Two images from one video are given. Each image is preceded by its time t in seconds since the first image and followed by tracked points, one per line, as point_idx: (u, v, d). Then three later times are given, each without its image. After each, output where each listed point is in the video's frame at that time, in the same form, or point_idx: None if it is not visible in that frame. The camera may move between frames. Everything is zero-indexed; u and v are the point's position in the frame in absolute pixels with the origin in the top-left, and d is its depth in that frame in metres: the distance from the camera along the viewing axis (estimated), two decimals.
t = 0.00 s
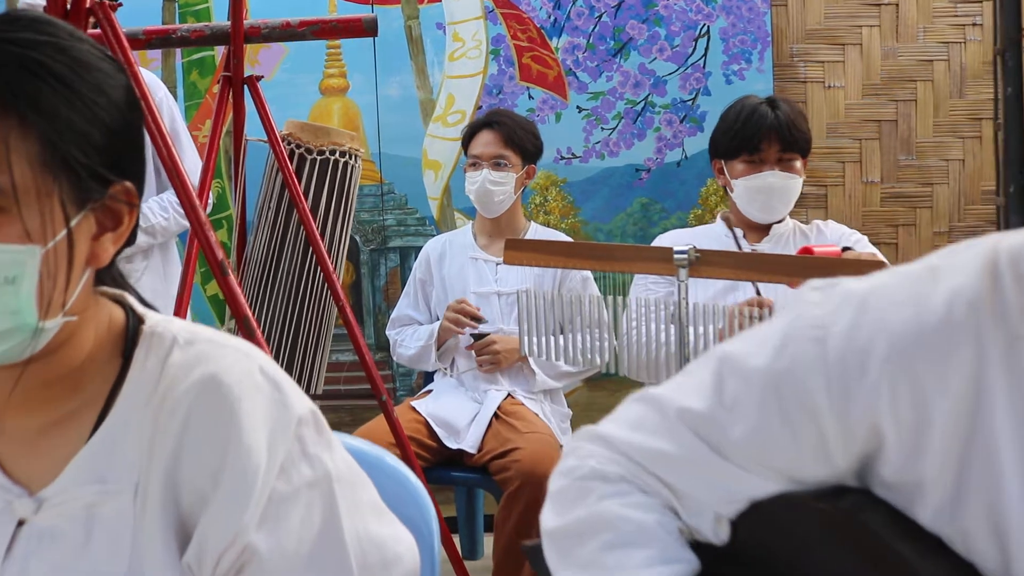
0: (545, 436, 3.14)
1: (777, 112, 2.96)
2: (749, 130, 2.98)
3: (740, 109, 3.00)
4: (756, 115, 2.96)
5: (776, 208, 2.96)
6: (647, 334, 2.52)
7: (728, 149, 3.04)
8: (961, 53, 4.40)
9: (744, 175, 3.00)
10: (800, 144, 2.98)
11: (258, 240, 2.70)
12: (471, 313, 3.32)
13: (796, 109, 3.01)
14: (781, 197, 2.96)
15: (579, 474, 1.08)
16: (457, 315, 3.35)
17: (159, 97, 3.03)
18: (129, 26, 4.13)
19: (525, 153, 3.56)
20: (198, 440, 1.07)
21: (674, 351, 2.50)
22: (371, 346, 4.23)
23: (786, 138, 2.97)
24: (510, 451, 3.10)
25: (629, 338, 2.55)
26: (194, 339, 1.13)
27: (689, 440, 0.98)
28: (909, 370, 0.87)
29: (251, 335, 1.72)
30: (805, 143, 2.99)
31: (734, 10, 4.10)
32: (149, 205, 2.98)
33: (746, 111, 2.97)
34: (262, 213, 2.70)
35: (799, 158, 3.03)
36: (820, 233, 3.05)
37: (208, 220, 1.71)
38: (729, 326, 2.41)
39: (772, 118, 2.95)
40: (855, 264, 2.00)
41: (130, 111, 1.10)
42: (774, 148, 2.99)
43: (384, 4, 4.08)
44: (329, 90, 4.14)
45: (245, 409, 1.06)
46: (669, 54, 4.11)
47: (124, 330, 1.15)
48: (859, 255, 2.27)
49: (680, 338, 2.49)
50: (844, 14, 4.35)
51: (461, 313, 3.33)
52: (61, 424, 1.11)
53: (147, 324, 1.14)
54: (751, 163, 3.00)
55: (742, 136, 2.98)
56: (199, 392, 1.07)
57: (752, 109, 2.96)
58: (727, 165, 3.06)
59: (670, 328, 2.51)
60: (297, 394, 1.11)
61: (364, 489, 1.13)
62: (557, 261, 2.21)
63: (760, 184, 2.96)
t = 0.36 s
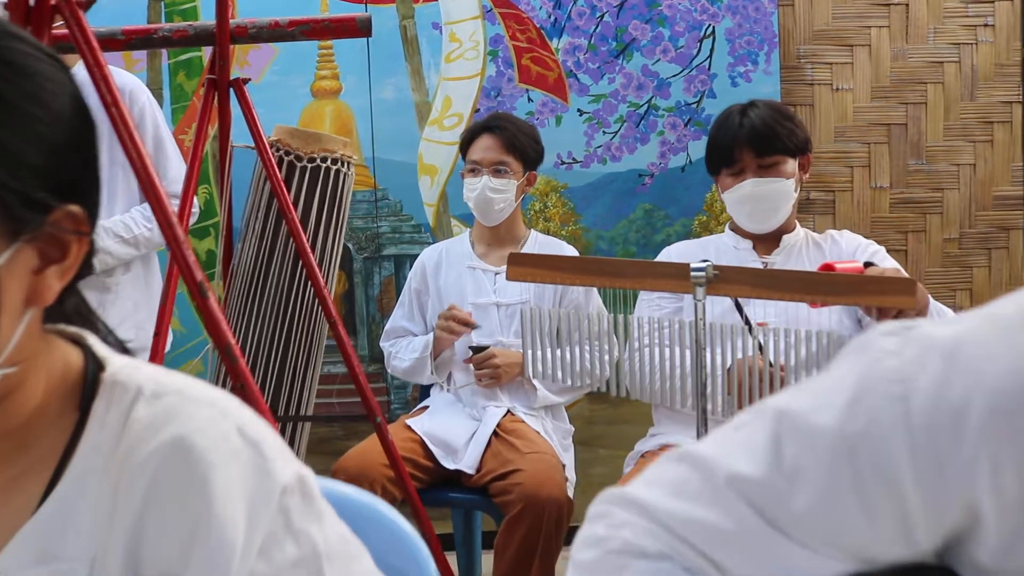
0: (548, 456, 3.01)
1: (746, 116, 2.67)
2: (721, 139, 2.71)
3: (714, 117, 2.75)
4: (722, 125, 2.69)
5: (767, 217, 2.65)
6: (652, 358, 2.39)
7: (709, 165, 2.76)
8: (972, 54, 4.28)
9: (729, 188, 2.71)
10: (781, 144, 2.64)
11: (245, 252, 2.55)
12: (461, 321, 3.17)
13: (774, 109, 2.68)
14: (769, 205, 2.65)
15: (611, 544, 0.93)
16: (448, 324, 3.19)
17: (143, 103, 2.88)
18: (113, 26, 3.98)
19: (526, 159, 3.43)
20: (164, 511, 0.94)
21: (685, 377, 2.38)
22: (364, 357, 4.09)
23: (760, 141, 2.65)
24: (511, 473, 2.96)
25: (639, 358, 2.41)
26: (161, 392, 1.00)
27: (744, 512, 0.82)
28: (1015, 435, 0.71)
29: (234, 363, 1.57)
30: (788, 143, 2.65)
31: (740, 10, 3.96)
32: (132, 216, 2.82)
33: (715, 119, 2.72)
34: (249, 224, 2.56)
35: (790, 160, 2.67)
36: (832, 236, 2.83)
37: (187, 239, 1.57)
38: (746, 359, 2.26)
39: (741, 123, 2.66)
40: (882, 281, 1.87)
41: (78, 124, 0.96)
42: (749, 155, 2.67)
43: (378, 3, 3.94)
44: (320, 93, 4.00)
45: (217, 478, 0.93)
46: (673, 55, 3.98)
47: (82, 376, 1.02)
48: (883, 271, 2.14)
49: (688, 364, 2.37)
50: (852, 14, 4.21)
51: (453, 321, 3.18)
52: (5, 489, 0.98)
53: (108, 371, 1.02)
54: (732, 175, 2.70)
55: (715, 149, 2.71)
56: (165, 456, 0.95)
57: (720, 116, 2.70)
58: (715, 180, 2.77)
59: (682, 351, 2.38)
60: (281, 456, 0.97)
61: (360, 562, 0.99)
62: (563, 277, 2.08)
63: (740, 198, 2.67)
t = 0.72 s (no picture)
0: (547, 477, 2.85)
1: (738, 121, 2.51)
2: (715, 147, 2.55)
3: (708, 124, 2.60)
4: (714, 133, 2.54)
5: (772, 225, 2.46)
6: (658, 374, 2.22)
7: (709, 178, 2.60)
8: (984, 53, 4.12)
9: (729, 200, 2.53)
10: (780, 146, 2.47)
11: (224, 263, 2.39)
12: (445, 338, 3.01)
13: (768, 110, 2.52)
14: (772, 210, 2.46)
15: None
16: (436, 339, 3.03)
17: (116, 103, 2.76)
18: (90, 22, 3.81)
19: (523, 162, 3.26)
20: None
21: (692, 394, 2.21)
22: (354, 368, 3.92)
23: (756, 146, 2.48)
24: (508, 496, 2.80)
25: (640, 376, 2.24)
26: (88, 455, 0.82)
27: None
28: None
29: (198, 393, 1.42)
30: (787, 144, 2.47)
31: (745, 6, 3.80)
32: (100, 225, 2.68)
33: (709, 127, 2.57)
34: (227, 232, 2.40)
35: (792, 161, 2.49)
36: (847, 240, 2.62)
37: (146, 255, 1.42)
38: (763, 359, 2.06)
39: (734, 128, 2.50)
40: (912, 298, 1.72)
41: None
42: (747, 161, 2.50)
43: None
44: (307, 93, 3.84)
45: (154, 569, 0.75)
46: (676, 53, 3.82)
47: None
48: (909, 285, 1.99)
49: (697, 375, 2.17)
50: (860, 11, 4.04)
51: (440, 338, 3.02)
52: None
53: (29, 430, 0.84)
54: (732, 184, 2.53)
55: (710, 160, 2.55)
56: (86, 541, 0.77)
57: (713, 123, 2.56)
58: (717, 192, 2.60)
59: (693, 364, 2.16)
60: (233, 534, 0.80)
61: None
62: (561, 292, 1.91)
63: (740, 208, 2.49)
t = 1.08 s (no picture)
0: (542, 505, 2.69)
1: (745, 127, 2.36)
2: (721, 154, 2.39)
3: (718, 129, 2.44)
4: (720, 139, 2.39)
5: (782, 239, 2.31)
6: (661, 394, 2.02)
7: (712, 186, 2.44)
8: (993, 55, 3.97)
9: (734, 210, 2.37)
10: (788, 153, 2.31)
11: (195, 279, 2.23)
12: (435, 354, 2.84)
13: (777, 117, 2.37)
14: (780, 222, 2.30)
15: None
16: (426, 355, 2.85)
17: (80, 107, 2.61)
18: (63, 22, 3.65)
19: (515, 169, 3.11)
20: None
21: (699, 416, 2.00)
22: (340, 383, 3.77)
23: (764, 152, 2.31)
24: (499, 526, 2.65)
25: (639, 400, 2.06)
26: None
27: None
28: None
29: (146, 435, 1.27)
30: (796, 152, 2.31)
31: (746, 6, 3.65)
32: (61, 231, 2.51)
33: (718, 131, 2.42)
34: (196, 248, 2.24)
35: (801, 171, 2.33)
36: (858, 252, 2.46)
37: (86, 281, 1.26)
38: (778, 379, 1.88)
39: (744, 134, 2.35)
40: (938, 323, 1.58)
41: None
42: (753, 169, 2.34)
43: None
44: (291, 95, 3.68)
45: None
46: (675, 55, 3.67)
47: None
48: (932, 308, 1.84)
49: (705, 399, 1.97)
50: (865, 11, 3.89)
51: (431, 352, 2.84)
52: None
53: None
54: (738, 195, 2.37)
55: (714, 166, 2.39)
56: None
57: (723, 127, 2.41)
58: (720, 202, 2.44)
59: (702, 385, 1.97)
60: None
61: None
62: (555, 317, 1.75)
63: (746, 219, 2.33)
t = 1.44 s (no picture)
0: (536, 536, 2.56)
1: (778, 132, 2.22)
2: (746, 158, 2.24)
3: (742, 131, 2.29)
4: (751, 141, 2.24)
5: (801, 253, 2.18)
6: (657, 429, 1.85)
7: (731, 191, 2.30)
8: (1000, 59, 3.54)
9: (752, 217, 2.24)
10: (819, 165, 2.18)
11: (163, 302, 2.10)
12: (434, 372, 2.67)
13: (811, 125, 2.24)
14: (802, 238, 2.16)
15: None
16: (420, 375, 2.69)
17: (46, 113, 2.47)
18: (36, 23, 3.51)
19: (508, 178, 2.97)
20: None
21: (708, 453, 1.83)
22: (325, 400, 3.63)
23: (794, 160, 2.17)
24: (490, 559, 2.50)
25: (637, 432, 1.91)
26: None
27: None
28: None
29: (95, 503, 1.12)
30: (827, 165, 2.18)
31: (747, 7, 3.50)
32: (29, 248, 2.34)
33: (744, 134, 2.27)
34: (166, 268, 2.11)
35: (826, 186, 2.20)
36: (870, 269, 2.34)
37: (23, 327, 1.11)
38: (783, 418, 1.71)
39: (774, 139, 2.21)
40: (967, 358, 1.44)
41: None
42: (781, 178, 2.20)
43: None
44: (273, 100, 3.54)
45: None
46: (672, 59, 3.53)
47: None
48: (957, 336, 1.70)
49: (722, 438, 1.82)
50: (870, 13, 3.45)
51: (427, 373, 2.68)
52: None
53: None
54: (757, 202, 2.23)
55: (739, 170, 2.24)
56: None
57: (751, 130, 2.26)
58: (738, 205, 2.30)
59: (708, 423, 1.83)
60: None
61: None
62: (548, 349, 1.61)
63: (764, 230, 2.19)
